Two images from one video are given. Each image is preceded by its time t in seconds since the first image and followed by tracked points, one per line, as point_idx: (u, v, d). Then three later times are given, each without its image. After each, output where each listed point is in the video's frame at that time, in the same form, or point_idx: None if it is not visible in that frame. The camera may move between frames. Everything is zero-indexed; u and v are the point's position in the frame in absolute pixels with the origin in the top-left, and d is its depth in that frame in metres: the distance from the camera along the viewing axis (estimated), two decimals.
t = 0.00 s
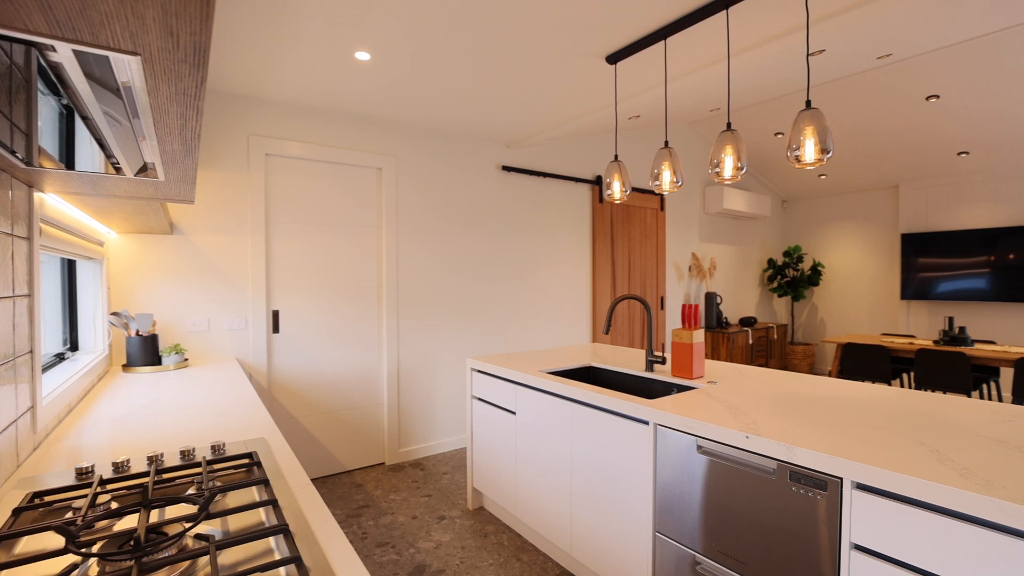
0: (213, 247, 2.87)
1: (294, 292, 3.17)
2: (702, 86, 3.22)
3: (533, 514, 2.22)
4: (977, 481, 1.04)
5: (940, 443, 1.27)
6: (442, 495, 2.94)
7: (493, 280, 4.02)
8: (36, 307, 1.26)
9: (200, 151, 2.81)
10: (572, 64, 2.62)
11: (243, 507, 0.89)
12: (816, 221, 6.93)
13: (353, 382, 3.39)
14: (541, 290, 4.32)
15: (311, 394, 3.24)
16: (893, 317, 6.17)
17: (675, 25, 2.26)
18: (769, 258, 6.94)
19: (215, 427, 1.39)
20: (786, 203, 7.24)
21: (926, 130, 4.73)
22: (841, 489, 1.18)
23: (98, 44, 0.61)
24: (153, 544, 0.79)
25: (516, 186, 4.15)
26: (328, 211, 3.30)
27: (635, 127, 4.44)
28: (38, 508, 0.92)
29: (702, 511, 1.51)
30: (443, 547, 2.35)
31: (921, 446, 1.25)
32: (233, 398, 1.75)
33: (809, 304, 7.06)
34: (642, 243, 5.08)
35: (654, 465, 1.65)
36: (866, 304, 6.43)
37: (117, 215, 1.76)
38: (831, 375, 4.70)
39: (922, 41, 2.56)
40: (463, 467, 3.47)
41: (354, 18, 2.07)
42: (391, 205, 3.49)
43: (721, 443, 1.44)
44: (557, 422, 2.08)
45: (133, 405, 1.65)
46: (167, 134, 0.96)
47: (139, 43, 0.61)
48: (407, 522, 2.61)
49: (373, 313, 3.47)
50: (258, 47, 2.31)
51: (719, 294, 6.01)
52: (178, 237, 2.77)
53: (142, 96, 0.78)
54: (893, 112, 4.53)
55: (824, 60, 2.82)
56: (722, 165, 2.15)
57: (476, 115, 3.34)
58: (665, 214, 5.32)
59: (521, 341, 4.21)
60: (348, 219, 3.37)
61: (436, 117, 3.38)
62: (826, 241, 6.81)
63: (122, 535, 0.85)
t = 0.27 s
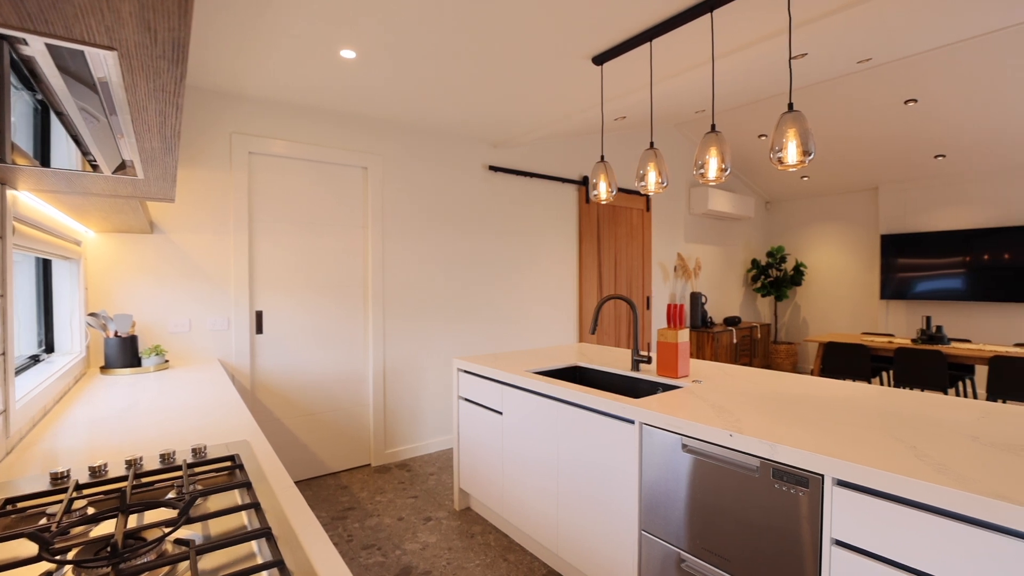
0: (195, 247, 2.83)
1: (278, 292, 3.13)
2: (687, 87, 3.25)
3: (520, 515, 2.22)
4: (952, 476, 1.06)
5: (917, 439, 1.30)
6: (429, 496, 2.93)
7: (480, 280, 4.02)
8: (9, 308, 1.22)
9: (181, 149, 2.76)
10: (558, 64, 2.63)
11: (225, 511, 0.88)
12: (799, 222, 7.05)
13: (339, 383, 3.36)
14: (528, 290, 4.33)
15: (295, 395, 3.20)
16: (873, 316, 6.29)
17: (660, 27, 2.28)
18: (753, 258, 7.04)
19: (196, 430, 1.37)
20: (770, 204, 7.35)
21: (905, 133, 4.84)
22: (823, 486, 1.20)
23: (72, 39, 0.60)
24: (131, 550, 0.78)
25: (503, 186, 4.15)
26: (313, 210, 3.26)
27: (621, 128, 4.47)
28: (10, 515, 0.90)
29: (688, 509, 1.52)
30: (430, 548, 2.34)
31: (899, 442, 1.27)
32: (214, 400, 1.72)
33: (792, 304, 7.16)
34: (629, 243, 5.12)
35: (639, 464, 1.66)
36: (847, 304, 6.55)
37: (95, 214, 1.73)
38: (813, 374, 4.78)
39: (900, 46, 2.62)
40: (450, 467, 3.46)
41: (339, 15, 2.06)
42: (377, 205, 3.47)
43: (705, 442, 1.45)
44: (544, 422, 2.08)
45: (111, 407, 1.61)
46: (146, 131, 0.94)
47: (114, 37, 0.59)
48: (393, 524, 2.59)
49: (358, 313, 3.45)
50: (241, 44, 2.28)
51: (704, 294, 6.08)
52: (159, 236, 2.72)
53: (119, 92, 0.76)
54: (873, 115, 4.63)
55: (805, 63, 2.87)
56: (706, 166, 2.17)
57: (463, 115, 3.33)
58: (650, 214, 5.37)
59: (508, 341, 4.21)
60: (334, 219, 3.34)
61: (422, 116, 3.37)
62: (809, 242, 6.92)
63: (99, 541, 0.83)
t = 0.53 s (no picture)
0: (176, 246, 2.78)
1: (261, 292, 3.09)
2: (672, 89, 3.28)
3: (507, 515, 2.22)
4: (930, 471, 1.09)
5: (895, 436, 1.32)
6: (415, 497, 2.91)
7: (466, 280, 4.01)
8: None
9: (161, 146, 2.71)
10: (545, 65, 2.63)
11: (206, 515, 0.86)
12: (782, 223, 7.15)
13: (324, 384, 3.33)
14: (515, 290, 4.33)
15: (279, 397, 3.16)
16: (853, 316, 6.42)
17: (646, 29, 2.30)
18: (737, 259, 7.13)
19: (175, 433, 1.34)
20: (753, 205, 7.45)
21: (884, 136, 4.94)
22: (804, 482, 1.22)
23: (43, 33, 0.58)
24: (107, 556, 0.76)
25: (490, 186, 4.15)
26: (297, 209, 3.23)
27: (608, 128, 4.49)
28: None
29: (673, 507, 1.53)
30: (416, 549, 2.32)
31: (877, 439, 1.30)
32: (194, 402, 1.69)
33: (775, 303, 7.25)
34: (615, 243, 5.15)
35: (625, 463, 1.67)
36: (828, 303, 6.66)
37: (72, 213, 1.69)
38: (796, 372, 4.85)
39: (879, 50, 2.67)
40: (436, 468, 3.44)
41: (323, 13, 2.04)
42: (362, 204, 3.44)
43: (690, 440, 1.46)
44: (531, 422, 2.08)
45: (88, 410, 1.58)
46: (122, 128, 0.92)
47: (89, 32, 0.58)
48: (379, 525, 2.57)
49: (344, 313, 3.42)
50: (223, 40, 2.24)
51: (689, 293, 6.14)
52: (138, 235, 2.66)
53: (94, 87, 0.74)
54: (853, 118, 4.72)
55: (788, 67, 2.91)
56: (691, 167, 2.19)
57: (449, 114, 3.32)
58: (636, 214, 5.41)
59: (495, 341, 4.21)
60: (319, 218, 3.31)
61: (409, 115, 3.35)
62: (792, 242, 7.03)
63: (74, 547, 0.80)
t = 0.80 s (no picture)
0: (155, 246, 2.72)
1: (244, 292, 3.05)
2: (656, 91, 3.30)
3: (493, 515, 2.22)
4: (906, 467, 1.11)
5: (872, 433, 1.35)
6: (400, 498, 2.90)
7: (452, 280, 3.99)
8: None
9: (139, 143, 2.66)
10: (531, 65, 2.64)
11: (185, 519, 0.84)
12: (765, 224, 7.26)
13: (307, 385, 3.29)
14: (501, 290, 4.33)
15: (262, 399, 3.12)
16: (833, 315, 6.54)
17: (631, 31, 2.32)
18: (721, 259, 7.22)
19: (152, 436, 1.32)
20: (737, 206, 7.55)
21: (863, 139, 5.05)
22: (785, 479, 1.24)
23: (12, 26, 0.56)
24: (81, 564, 0.74)
25: (476, 186, 4.14)
26: (280, 209, 3.18)
27: (593, 129, 4.52)
28: None
29: (658, 505, 1.55)
30: (402, 551, 2.31)
31: (856, 436, 1.33)
32: (172, 404, 1.66)
33: (758, 302, 7.34)
34: (600, 243, 5.18)
35: (610, 462, 1.68)
36: (809, 303, 6.78)
37: (44, 211, 1.65)
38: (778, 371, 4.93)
39: (858, 55, 2.72)
40: (422, 469, 3.43)
41: (306, 9, 2.01)
42: (347, 204, 3.41)
43: (674, 439, 1.48)
44: (517, 422, 2.08)
45: (62, 413, 1.54)
46: (97, 124, 0.90)
47: (61, 24, 0.56)
48: (364, 528, 2.55)
49: (328, 314, 3.38)
50: (203, 36, 2.20)
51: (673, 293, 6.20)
52: (116, 234, 2.61)
53: (67, 82, 0.72)
54: (834, 121, 4.81)
55: (769, 70, 2.96)
56: (675, 168, 2.21)
57: (435, 113, 3.31)
58: (622, 215, 5.44)
59: (481, 341, 4.21)
60: (302, 217, 3.27)
61: (394, 114, 3.33)
62: (774, 243, 7.14)
63: (46, 556, 0.78)
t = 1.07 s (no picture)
0: (134, 245, 2.67)
1: (226, 293, 3.00)
2: (642, 92, 3.33)
3: (480, 515, 2.22)
4: (885, 463, 1.14)
5: (853, 430, 1.38)
6: (386, 500, 2.88)
7: (438, 280, 3.98)
8: None
9: (118, 140, 2.60)
10: (518, 65, 2.64)
11: (164, 525, 0.82)
12: (749, 224, 7.36)
13: (292, 387, 3.26)
14: (487, 290, 4.33)
15: (245, 400, 3.07)
16: (815, 314, 6.65)
17: (617, 32, 2.33)
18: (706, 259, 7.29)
19: (130, 439, 1.29)
20: (721, 207, 7.64)
21: (844, 142, 5.14)
22: (768, 477, 1.26)
23: None
24: (56, 571, 0.72)
25: (463, 186, 4.13)
26: (264, 208, 3.14)
27: (580, 130, 4.53)
28: None
29: (644, 504, 1.56)
30: (388, 553, 2.30)
31: (836, 433, 1.35)
32: (149, 406, 1.63)
33: (742, 302, 7.43)
34: (587, 244, 5.20)
35: (596, 461, 1.69)
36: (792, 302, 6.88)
37: (18, 209, 1.61)
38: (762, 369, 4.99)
39: (839, 59, 2.77)
40: (408, 470, 3.41)
41: (291, 6, 1.99)
42: (332, 203, 3.38)
43: (660, 437, 1.49)
44: (504, 422, 2.08)
45: (35, 416, 1.50)
46: (73, 121, 0.87)
47: (33, 16, 0.55)
48: (349, 530, 2.53)
49: (312, 314, 3.35)
50: (184, 32, 2.17)
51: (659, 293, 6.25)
52: (93, 233, 2.55)
53: (40, 77, 0.70)
54: (815, 124, 4.89)
55: (753, 73, 2.99)
56: (661, 169, 2.23)
57: (422, 112, 3.29)
58: (608, 215, 5.48)
59: (468, 341, 4.20)
60: (286, 217, 3.23)
61: (380, 112, 3.30)
62: (758, 243, 7.24)
63: (18, 563, 0.76)
